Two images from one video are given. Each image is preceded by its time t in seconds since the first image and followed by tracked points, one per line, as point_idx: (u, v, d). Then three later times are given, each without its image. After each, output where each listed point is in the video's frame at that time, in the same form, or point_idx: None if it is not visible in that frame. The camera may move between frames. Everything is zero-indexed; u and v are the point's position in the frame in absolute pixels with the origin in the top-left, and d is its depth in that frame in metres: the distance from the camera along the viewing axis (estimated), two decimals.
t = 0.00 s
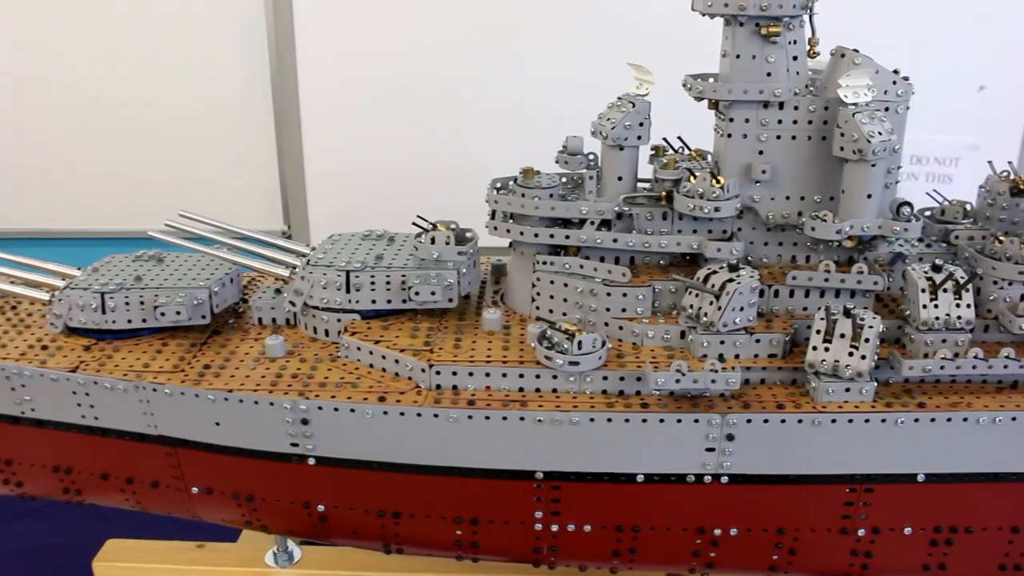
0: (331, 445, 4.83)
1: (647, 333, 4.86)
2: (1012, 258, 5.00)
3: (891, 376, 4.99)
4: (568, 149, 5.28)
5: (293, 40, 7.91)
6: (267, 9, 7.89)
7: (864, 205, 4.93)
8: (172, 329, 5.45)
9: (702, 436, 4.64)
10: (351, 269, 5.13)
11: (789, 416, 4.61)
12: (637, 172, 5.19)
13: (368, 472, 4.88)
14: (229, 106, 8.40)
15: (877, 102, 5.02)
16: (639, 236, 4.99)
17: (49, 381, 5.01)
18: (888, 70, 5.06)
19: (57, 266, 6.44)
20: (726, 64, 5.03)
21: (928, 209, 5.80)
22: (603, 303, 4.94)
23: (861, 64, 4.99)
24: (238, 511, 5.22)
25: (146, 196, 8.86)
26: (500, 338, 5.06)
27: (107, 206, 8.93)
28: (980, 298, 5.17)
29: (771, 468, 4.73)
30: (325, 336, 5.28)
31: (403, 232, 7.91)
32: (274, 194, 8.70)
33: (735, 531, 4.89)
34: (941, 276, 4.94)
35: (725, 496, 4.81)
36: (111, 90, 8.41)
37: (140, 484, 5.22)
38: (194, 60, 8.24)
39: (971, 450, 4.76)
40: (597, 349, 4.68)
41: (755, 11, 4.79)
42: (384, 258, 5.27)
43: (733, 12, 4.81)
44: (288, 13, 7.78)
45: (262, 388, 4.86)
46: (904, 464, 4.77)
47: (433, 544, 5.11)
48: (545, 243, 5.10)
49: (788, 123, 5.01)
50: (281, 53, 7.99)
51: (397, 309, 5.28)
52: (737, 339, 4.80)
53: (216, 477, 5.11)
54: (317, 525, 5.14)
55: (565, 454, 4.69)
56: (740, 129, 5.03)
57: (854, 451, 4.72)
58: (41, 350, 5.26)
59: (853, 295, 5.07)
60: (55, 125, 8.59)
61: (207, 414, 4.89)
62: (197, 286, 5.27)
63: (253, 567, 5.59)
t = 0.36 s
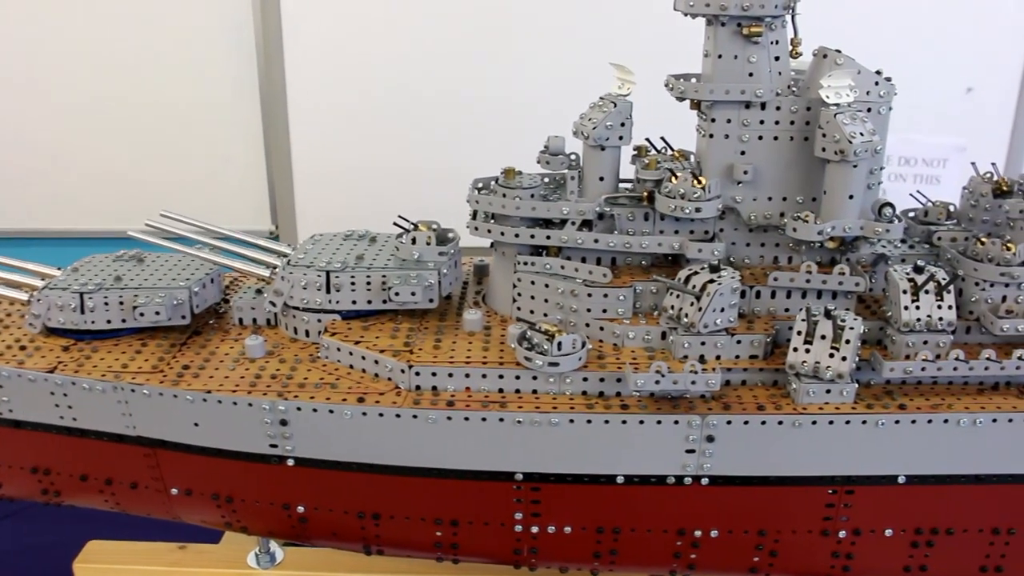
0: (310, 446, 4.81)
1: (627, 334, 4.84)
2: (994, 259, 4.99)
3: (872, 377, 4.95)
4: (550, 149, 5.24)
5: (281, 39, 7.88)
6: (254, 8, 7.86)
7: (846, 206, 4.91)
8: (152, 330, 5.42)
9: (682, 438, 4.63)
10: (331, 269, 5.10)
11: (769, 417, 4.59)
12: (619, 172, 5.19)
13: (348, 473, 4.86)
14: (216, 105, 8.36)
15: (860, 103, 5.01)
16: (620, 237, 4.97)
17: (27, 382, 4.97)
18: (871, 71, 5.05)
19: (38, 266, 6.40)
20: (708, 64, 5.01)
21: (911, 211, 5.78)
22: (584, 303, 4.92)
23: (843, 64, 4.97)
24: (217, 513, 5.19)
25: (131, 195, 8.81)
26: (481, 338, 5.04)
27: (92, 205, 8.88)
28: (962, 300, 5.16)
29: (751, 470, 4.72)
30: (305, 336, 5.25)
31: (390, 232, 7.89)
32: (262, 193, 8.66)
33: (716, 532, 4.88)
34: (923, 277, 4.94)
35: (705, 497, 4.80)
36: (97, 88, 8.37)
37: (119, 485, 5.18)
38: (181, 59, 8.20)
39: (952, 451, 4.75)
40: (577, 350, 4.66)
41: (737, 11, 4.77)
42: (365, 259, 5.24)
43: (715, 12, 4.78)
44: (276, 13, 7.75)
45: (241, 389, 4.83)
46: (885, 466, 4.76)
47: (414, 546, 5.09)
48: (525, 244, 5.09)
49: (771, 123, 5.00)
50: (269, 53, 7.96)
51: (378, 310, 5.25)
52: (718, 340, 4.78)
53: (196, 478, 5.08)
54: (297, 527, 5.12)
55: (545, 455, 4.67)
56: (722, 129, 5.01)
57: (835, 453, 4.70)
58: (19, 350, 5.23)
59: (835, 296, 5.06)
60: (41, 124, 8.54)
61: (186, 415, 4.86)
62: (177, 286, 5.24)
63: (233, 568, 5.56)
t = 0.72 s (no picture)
0: (291, 443, 4.80)
1: (608, 332, 4.85)
2: (974, 257, 5.02)
3: (853, 375, 4.98)
4: (531, 147, 5.22)
5: (270, 36, 7.85)
6: (242, 6, 7.86)
7: (827, 205, 4.92)
8: (134, 327, 5.41)
9: (662, 435, 4.63)
10: (313, 266, 5.11)
11: (749, 415, 4.60)
12: (601, 169, 5.19)
13: (329, 470, 4.85)
14: (204, 103, 8.35)
15: (841, 101, 5.01)
16: (601, 235, 4.97)
17: (8, 380, 4.96)
18: (852, 70, 5.05)
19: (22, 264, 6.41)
20: (690, 62, 5.01)
21: (894, 209, 5.80)
22: (565, 301, 4.93)
23: (825, 63, 4.98)
24: (200, 510, 5.18)
25: (119, 193, 8.79)
26: (462, 336, 5.04)
27: (80, 204, 8.85)
28: (943, 298, 5.18)
29: (732, 467, 4.72)
30: (288, 334, 5.26)
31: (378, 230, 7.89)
32: (251, 190, 8.64)
33: (697, 530, 4.88)
34: (904, 276, 4.95)
35: (686, 495, 4.80)
36: (84, 86, 8.35)
37: (101, 482, 5.17)
38: (170, 57, 8.18)
39: (932, 449, 4.76)
40: (558, 347, 4.66)
41: (718, 9, 4.77)
42: (347, 256, 5.24)
43: (696, 10, 4.78)
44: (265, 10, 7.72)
45: (222, 386, 4.83)
46: (865, 463, 4.77)
47: (395, 544, 5.09)
48: (507, 241, 5.08)
49: (752, 121, 5.00)
50: (258, 51, 7.94)
51: (360, 307, 5.25)
52: (699, 338, 4.79)
53: (178, 476, 5.07)
54: (279, 524, 5.11)
55: (525, 452, 4.67)
56: (704, 127, 5.01)
57: (815, 450, 4.71)
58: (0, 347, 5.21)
59: (816, 294, 5.07)
60: (27, 122, 8.51)
61: (167, 413, 4.85)
62: (159, 283, 5.23)
63: (217, 566, 5.55)
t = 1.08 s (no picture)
0: (270, 445, 4.81)
1: (586, 332, 4.86)
2: (951, 257, 5.07)
3: (830, 374, 4.98)
4: (509, 148, 5.24)
5: (257, 38, 7.86)
6: (229, 9, 7.88)
7: (804, 205, 4.94)
8: (114, 329, 5.41)
9: (639, 436, 4.64)
10: (291, 268, 5.11)
11: (726, 415, 4.61)
12: (580, 170, 5.20)
13: (308, 471, 4.86)
14: (190, 105, 8.36)
15: (818, 101, 5.03)
16: (579, 236, 4.99)
17: None
18: (829, 70, 5.07)
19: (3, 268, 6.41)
20: (667, 63, 5.03)
21: (874, 208, 5.84)
22: (543, 302, 4.94)
23: (802, 63, 5.00)
24: (180, 512, 5.18)
25: (105, 196, 8.79)
26: (441, 337, 5.05)
27: (66, 206, 8.84)
28: (921, 297, 5.21)
29: (709, 467, 4.73)
30: (267, 336, 5.26)
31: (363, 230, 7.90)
32: (239, 191, 8.64)
33: (675, 530, 4.89)
34: (881, 275, 4.97)
35: (664, 495, 4.81)
36: (69, 89, 8.34)
37: (81, 485, 5.17)
38: (156, 59, 8.19)
39: (909, 447, 4.79)
40: (535, 348, 4.68)
41: (694, 10, 4.78)
42: (327, 258, 5.25)
43: (673, 11, 4.79)
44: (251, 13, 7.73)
45: (201, 388, 4.83)
46: (842, 462, 4.78)
47: (375, 545, 5.10)
48: (486, 243, 5.10)
49: (729, 122, 5.02)
50: (245, 54, 7.94)
51: (339, 309, 5.26)
52: (676, 338, 4.80)
53: (157, 478, 5.06)
54: (259, 526, 5.12)
55: (503, 452, 4.68)
56: (681, 128, 5.03)
57: (793, 449, 4.72)
58: None
59: (794, 294, 5.07)
60: (12, 124, 8.50)
61: (146, 415, 4.85)
62: (139, 285, 5.23)
63: (198, 568, 5.56)
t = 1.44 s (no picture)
0: (251, 445, 4.81)
1: (566, 331, 4.86)
2: (932, 255, 5.07)
3: (811, 372, 5.01)
4: (489, 149, 5.24)
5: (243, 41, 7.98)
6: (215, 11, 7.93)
7: (785, 203, 4.94)
8: (96, 331, 5.41)
9: (619, 434, 4.64)
10: (273, 269, 5.12)
11: (706, 413, 4.62)
12: (561, 170, 5.20)
13: (289, 472, 4.86)
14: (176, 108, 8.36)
15: (798, 100, 5.03)
16: (560, 235, 4.99)
17: None
18: (809, 68, 5.07)
19: None
20: (647, 62, 5.03)
21: (856, 207, 5.85)
22: (524, 301, 4.94)
23: (782, 62, 5.00)
24: (162, 514, 5.16)
25: (93, 198, 8.78)
26: (422, 337, 5.05)
27: (53, 208, 8.83)
28: (902, 295, 5.23)
29: (690, 465, 4.74)
30: (249, 336, 5.26)
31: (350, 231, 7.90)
32: (228, 192, 8.65)
33: (657, 529, 4.89)
34: (861, 273, 4.99)
35: (645, 494, 4.81)
36: (54, 91, 8.33)
37: (64, 486, 5.16)
38: (144, 61, 8.19)
39: (889, 445, 4.79)
40: (515, 348, 4.68)
41: (673, 9, 4.78)
42: (309, 258, 5.26)
43: (652, 10, 4.79)
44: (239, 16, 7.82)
45: (182, 389, 4.83)
46: (823, 459, 4.79)
47: (358, 545, 5.10)
48: (467, 242, 5.10)
49: (710, 120, 5.02)
50: (232, 56, 8.02)
51: (321, 309, 5.26)
52: (656, 337, 4.79)
53: (139, 479, 5.05)
54: (241, 526, 5.11)
55: (483, 452, 4.69)
56: (662, 127, 5.03)
57: (773, 447, 4.73)
58: None
59: (775, 292, 5.07)
60: None
61: (127, 416, 4.84)
62: (121, 287, 5.22)
63: (182, 569, 5.55)
